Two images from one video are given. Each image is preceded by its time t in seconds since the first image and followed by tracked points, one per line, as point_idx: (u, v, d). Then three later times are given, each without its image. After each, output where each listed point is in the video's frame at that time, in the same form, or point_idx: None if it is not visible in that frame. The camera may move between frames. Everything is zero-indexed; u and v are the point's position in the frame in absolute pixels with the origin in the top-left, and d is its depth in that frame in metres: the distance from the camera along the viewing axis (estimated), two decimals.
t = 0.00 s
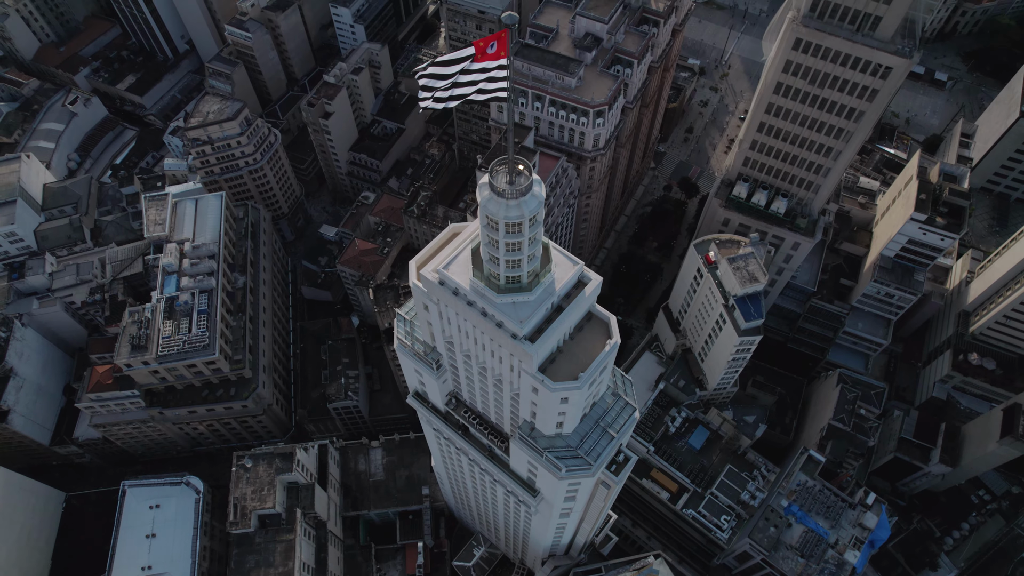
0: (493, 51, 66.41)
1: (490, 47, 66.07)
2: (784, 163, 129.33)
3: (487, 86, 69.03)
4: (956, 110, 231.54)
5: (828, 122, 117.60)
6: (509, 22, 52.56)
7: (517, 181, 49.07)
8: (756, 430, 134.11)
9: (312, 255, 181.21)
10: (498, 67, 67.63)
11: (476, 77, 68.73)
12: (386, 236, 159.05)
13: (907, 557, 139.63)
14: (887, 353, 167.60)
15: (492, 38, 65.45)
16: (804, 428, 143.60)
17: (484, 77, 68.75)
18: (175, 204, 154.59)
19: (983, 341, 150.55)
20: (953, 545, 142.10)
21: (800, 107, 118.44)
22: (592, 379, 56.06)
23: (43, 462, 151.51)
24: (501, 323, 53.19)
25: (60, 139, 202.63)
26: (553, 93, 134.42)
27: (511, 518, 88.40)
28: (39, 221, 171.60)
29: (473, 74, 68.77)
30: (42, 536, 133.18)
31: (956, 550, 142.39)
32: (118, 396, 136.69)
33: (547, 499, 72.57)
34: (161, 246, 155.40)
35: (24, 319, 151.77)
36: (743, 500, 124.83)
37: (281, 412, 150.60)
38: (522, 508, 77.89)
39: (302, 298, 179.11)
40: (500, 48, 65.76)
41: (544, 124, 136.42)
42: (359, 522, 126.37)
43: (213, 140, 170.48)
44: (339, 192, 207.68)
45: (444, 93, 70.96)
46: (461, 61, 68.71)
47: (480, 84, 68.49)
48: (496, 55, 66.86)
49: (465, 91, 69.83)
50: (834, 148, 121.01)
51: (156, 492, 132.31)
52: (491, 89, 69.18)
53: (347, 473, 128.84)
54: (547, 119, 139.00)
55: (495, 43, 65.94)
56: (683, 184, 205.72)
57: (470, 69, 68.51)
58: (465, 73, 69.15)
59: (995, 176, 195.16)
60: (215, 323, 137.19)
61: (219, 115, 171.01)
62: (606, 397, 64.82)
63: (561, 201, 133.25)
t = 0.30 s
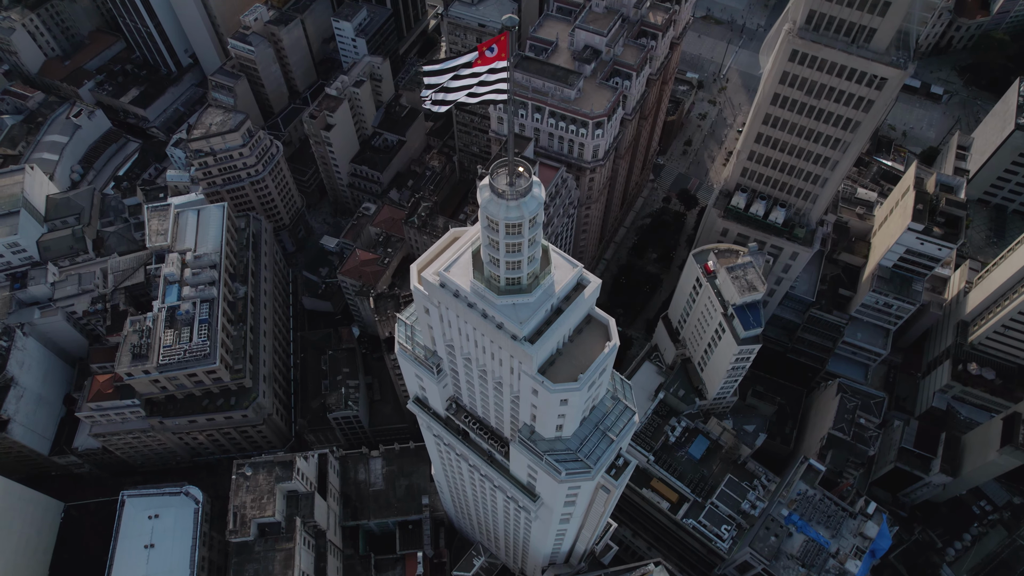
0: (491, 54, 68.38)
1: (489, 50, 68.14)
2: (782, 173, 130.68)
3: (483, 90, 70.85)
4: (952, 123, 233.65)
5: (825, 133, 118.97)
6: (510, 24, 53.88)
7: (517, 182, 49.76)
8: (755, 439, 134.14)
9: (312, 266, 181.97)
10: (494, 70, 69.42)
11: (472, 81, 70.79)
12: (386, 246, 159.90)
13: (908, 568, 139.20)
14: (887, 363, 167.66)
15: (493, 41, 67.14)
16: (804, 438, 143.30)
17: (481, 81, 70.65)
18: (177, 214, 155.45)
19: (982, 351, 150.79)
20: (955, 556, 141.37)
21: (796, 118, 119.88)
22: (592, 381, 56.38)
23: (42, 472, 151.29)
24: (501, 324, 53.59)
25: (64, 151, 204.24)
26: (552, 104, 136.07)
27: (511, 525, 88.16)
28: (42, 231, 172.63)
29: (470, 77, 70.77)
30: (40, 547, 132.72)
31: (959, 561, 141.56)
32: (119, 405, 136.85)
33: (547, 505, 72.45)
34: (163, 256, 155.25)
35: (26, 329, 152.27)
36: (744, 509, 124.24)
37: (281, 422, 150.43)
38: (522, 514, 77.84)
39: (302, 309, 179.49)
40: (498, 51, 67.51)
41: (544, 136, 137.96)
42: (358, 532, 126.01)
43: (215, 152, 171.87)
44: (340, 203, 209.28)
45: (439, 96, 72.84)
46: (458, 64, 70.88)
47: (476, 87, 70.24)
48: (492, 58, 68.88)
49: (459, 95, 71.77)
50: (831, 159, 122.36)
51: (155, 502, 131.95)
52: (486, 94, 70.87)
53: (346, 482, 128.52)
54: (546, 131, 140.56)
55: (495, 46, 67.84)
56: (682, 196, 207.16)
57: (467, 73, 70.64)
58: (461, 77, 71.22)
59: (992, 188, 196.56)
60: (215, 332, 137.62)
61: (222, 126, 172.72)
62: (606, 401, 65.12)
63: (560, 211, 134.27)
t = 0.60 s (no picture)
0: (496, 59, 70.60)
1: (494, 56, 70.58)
2: (779, 185, 132.23)
3: (476, 97, 72.42)
4: (948, 138, 236.10)
5: (821, 145, 120.63)
6: (510, 28, 54.70)
7: (516, 185, 50.66)
8: (755, 450, 131.77)
9: (313, 279, 182.87)
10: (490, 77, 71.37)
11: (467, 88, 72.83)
12: (387, 259, 160.88)
13: None
14: (886, 376, 167.89)
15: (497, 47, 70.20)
16: (804, 450, 143.10)
17: (474, 87, 72.57)
18: (179, 227, 156.57)
19: (981, 363, 151.12)
20: (958, 569, 140.42)
21: (793, 131, 121.59)
22: (591, 384, 56.97)
23: (40, 484, 150.88)
24: (502, 327, 54.20)
25: (68, 165, 206.11)
26: (552, 118, 138.02)
27: (511, 534, 88.02)
28: (45, 244, 173.75)
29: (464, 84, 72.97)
30: (38, 559, 131.98)
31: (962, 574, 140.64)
32: (119, 416, 136.94)
33: (547, 511, 72.47)
34: (165, 268, 156.36)
35: (27, 341, 152.73)
36: (745, 521, 124.22)
37: (281, 434, 150.35)
38: (521, 522, 77.82)
39: (303, 322, 179.96)
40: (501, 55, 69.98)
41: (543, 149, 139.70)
42: (357, 544, 125.47)
43: (218, 165, 173.57)
44: (341, 217, 210.94)
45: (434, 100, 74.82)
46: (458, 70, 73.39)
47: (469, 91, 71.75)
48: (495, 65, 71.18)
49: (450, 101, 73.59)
50: (828, 171, 123.98)
51: (154, 514, 131.48)
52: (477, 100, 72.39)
53: (346, 494, 128.20)
54: (546, 144, 142.36)
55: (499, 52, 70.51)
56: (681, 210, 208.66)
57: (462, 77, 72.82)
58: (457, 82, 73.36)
59: (988, 201, 198.20)
60: (217, 343, 138.16)
61: (225, 140, 174.67)
62: (605, 406, 65.52)
63: (560, 222, 135.54)
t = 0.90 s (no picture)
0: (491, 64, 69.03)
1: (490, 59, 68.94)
2: (777, 198, 133.69)
3: (463, 104, 70.97)
4: (944, 154, 238.50)
5: (818, 158, 122.17)
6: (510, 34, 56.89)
7: (516, 189, 51.69)
8: (756, 462, 130.96)
9: (314, 292, 183.80)
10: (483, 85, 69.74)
11: (458, 95, 71.79)
12: (388, 271, 161.82)
13: None
14: (886, 389, 168.00)
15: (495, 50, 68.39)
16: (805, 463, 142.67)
17: (466, 95, 71.29)
18: (182, 240, 157.61)
19: (981, 375, 151.36)
20: None
21: (790, 144, 123.22)
22: (590, 387, 57.55)
23: (39, 497, 150.44)
24: (502, 329, 54.90)
25: (72, 180, 207.94)
26: (551, 132, 139.77)
27: (511, 544, 87.76)
28: (48, 257, 174.82)
29: (457, 89, 72.07)
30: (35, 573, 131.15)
31: None
32: (119, 428, 136.89)
33: (547, 518, 72.51)
34: (167, 280, 157.40)
35: (29, 353, 153.15)
36: (745, 533, 123.27)
37: (281, 447, 150.04)
38: (521, 530, 77.89)
39: (304, 335, 180.44)
40: (498, 59, 67.65)
41: (543, 162, 141.43)
42: (357, 556, 124.86)
43: (220, 179, 175.25)
44: (342, 231, 212.60)
45: (430, 108, 74.37)
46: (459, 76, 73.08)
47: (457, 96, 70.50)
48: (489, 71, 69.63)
49: (440, 109, 72.73)
50: (824, 184, 125.49)
51: (153, 527, 130.96)
52: (464, 107, 70.52)
53: (346, 507, 127.82)
54: (546, 158, 144.08)
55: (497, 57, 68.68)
56: (680, 224, 210.19)
57: (457, 82, 72.20)
58: (450, 90, 72.74)
59: (985, 216, 199.77)
60: (218, 354, 138.47)
61: (227, 155, 176.55)
62: (604, 411, 66.02)
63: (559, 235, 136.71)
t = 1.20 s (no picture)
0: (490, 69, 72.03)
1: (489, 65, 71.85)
2: (775, 210, 134.92)
3: (456, 112, 75.62)
4: (940, 168, 240.35)
5: (815, 169, 123.56)
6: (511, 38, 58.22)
7: (517, 193, 52.62)
8: (756, 473, 134.88)
9: (315, 304, 184.43)
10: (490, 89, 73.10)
11: (450, 102, 75.86)
12: (389, 283, 162.73)
13: None
14: (886, 401, 168.16)
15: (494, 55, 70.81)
16: (805, 474, 142.35)
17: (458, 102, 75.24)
18: (184, 251, 158.58)
19: (980, 386, 151.60)
20: None
21: (787, 156, 124.67)
22: (590, 391, 58.06)
23: (37, 509, 150.09)
24: (502, 333, 55.47)
25: (75, 193, 209.50)
26: (551, 144, 141.37)
27: (511, 553, 87.71)
28: (50, 269, 175.77)
29: (446, 97, 75.98)
30: None
31: None
32: (119, 439, 136.83)
33: (547, 524, 72.54)
34: (169, 291, 158.21)
35: (30, 363, 153.56)
36: (746, 544, 123.15)
37: (280, 458, 149.70)
38: (521, 538, 77.91)
39: (304, 347, 180.75)
40: (498, 65, 70.98)
41: (543, 174, 143.00)
42: (356, 568, 124.31)
43: (222, 192, 176.74)
44: (343, 244, 213.89)
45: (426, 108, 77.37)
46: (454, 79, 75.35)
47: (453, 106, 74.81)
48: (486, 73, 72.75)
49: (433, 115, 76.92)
50: (822, 195, 126.82)
51: (151, 539, 130.43)
52: (458, 115, 75.64)
53: (345, 518, 127.49)
54: (546, 170, 145.65)
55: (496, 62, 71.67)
56: (679, 237, 211.46)
57: (446, 90, 75.63)
58: (442, 95, 76.22)
59: (982, 228, 200.96)
60: (218, 365, 138.74)
61: (230, 168, 178.18)
62: (604, 416, 66.49)
63: (559, 245, 137.99)
